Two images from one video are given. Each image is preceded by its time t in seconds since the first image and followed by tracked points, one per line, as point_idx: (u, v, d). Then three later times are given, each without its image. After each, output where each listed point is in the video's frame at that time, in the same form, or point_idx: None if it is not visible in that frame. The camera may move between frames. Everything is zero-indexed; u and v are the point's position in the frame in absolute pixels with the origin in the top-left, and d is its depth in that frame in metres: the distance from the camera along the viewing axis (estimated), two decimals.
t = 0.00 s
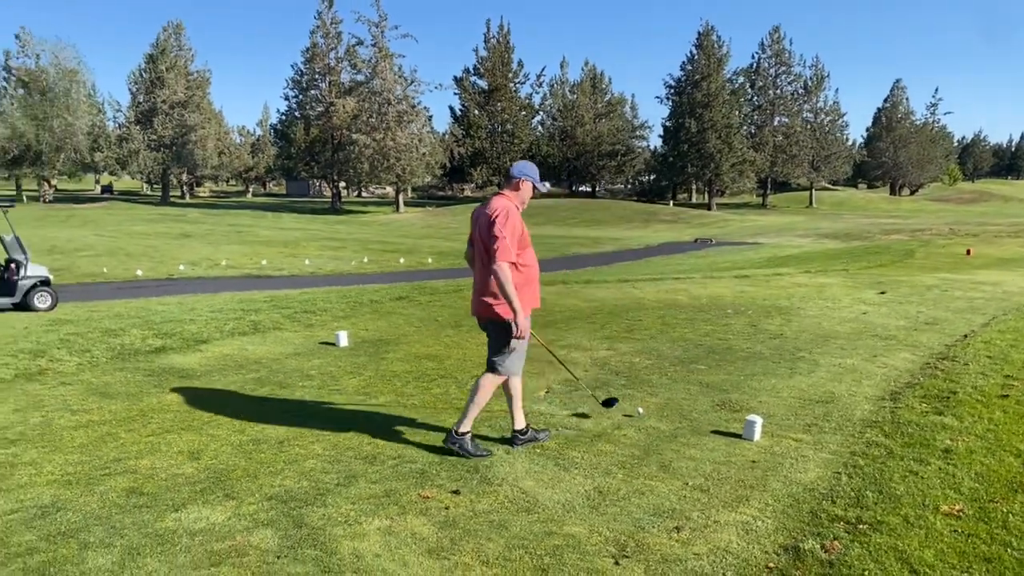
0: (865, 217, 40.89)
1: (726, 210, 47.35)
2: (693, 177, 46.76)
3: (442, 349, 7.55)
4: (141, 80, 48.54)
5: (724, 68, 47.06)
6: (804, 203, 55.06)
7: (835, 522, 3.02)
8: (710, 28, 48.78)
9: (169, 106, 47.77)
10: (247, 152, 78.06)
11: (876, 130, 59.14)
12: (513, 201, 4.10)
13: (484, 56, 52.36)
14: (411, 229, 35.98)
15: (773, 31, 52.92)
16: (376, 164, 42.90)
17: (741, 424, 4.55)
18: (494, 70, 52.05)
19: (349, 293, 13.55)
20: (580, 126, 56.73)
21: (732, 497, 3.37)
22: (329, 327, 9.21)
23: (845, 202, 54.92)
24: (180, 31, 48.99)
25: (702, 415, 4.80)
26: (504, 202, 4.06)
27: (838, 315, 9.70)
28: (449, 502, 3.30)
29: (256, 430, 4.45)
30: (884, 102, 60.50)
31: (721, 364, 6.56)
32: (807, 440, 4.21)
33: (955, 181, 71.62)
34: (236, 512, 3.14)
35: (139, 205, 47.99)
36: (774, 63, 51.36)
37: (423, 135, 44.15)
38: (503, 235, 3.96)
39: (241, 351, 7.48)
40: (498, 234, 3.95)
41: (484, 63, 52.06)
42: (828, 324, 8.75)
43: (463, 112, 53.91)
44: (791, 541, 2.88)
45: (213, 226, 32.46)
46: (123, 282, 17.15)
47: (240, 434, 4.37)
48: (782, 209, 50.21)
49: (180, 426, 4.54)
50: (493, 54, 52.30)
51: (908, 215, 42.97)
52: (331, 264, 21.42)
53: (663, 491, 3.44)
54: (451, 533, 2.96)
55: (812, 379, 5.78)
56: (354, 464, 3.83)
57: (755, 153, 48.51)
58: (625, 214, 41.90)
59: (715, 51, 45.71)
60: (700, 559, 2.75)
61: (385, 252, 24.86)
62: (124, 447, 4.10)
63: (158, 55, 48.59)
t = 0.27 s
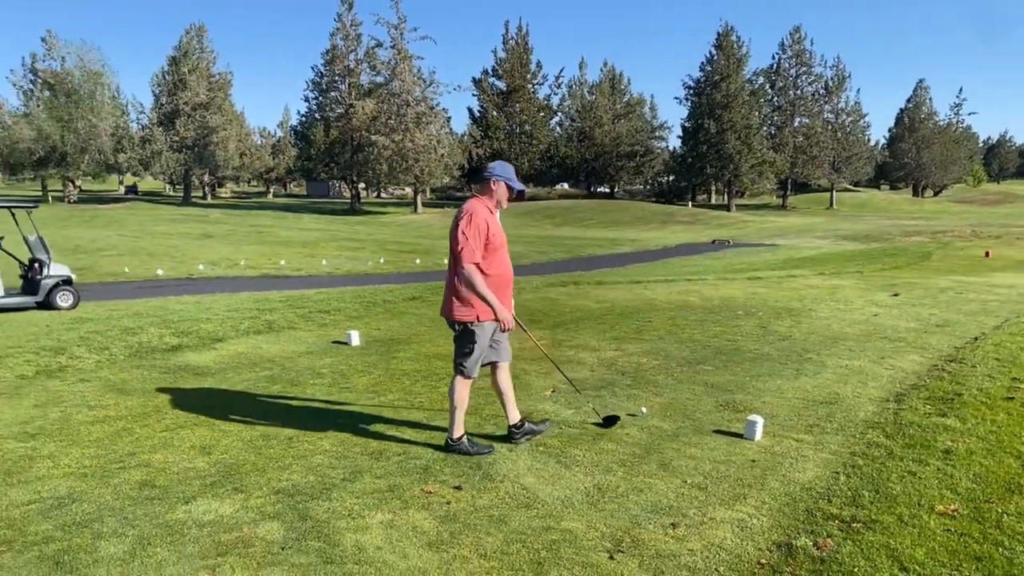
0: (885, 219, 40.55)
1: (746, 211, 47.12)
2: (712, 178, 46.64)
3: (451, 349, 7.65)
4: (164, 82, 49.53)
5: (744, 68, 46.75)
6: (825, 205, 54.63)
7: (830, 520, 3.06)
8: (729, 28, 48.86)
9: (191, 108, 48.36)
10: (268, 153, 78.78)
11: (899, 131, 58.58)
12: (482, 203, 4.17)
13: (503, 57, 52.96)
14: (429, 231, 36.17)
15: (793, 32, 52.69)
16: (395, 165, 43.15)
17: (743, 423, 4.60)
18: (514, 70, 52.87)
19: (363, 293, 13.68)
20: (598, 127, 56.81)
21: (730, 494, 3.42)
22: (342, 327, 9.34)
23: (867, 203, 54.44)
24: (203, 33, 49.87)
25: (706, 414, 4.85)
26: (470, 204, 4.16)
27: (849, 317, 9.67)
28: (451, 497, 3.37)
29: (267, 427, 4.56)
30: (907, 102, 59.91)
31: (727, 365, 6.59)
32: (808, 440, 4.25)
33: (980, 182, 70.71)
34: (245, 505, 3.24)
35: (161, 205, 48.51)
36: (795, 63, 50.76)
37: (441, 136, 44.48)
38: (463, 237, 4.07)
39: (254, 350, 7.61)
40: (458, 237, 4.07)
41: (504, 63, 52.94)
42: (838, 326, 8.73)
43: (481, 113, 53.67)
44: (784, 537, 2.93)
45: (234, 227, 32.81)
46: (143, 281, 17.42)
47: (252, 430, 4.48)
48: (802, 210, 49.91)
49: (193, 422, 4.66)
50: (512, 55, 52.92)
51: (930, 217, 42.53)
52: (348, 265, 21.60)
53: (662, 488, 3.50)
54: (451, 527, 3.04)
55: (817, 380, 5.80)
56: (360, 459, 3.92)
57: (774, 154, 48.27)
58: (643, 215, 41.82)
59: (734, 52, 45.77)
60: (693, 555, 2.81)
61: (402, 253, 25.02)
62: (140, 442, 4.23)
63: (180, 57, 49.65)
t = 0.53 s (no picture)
0: (909, 219, 40.06)
1: (767, 211, 46.78)
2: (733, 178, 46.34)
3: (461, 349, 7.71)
4: (190, 84, 50.96)
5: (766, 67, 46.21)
6: (847, 205, 54.06)
7: (827, 521, 3.08)
8: (751, 27, 48.32)
9: (214, 108, 49.24)
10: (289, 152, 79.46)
11: (923, 130, 57.85)
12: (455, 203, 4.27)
13: (523, 57, 52.91)
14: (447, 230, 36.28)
15: (816, 30, 52.44)
16: (414, 165, 43.36)
17: (746, 425, 4.61)
18: (532, 70, 52.38)
19: (378, 292, 13.78)
20: (618, 126, 56.64)
21: (729, 494, 3.45)
22: (355, 326, 9.44)
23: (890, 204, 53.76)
24: (225, 34, 50.88)
25: (711, 415, 4.87)
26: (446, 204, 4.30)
27: (862, 318, 9.60)
28: (452, 495, 3.44)
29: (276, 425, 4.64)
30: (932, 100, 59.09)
31: (735, 366, 6.59)
32: (810, 441, 4.26)
33: (1006, 182, 69.59)
34: (252, 500, 3.32)
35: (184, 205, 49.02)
36: (817, 62, 50.58)
37: (460, 137, 44.82)
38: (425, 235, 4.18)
39: (268, 349, 7.73)
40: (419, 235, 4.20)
41: (523, 63, 52.46)
42: (849, 328, 8.68)
43: (500, 112, 53.84)
44: (779, 537, 2.96)
45: (255, 226, 33.14)
46: (164, 280, 17.67)
47: (261, 428, 4.56)
48: (823, 210, 49.48)
49: (205, 419, 4.76)
50: (532, 55, 52.73)
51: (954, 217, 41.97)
52: (366, 264, 21.74)
53: (661, 489, 3.54)
54: (451, 524, 3.09)
55: (825, 381, 5.78)
56: (365, 457, 3.99)
57: (796, 154, 47.84)
58: (662, 215, 41.66)
59: (756, 50, 45.16)
60: (689, 554, 2.84)
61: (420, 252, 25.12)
62: (153, 438, 4.34)
63: (204, 58, 50.70)
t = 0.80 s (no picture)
0: (933, 218, 39.49)
1: (788, 210, 46.34)
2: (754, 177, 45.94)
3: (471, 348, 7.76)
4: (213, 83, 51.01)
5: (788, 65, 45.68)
6: (870, 204, 53.42)
7: (826, 523, 3.08)
8: (773, 25, 47.63)
9: (236, 107, 49.56)
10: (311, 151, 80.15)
11: (950, 128, 56.98)
12: (447, 204, 4.36)
13: (543, 56, 53.03)
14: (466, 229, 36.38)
15: (840, 28, 52.31)
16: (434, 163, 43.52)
17: (750, 425, 4.61)
18: (553, 68, 52.51)
19: (393, 291, 13.87)
20: (639, 125, 56.08)
21: (729, 496, 3.45)
22: (368, 325, 9.54)
23: (913, 204, 53.12)
24: (248, 34, 50.99)
25: (716, 416, 4.88)
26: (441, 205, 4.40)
27: (875, 319, 9.51)
28: (454, 493, 3.48)
29: (284, 421, 4.71)
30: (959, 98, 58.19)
31: (744, 367, 6.57)
32: (815, 443, 4.25)
33: None
34: (258, 495, 3.38)
35: (207, 203, 49.54)
36: (841, 59, 50.18)
37: (480, 135, 45.43)
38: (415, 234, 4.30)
39: (282, 346, 7.83)
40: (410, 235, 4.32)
41: (543, 61, 52.74)
42: (862, 328, 8.61)
43: (519, 111, 54.32)
44: (777, 539, 2.97)
45: (276, 225, 33.47)
46: (185, 278, 17.92)
47: (269, 425, 4.63)
48: (845, 209, 48.95)
49: (216, 416, 4.84)
50: (552, 54, 52.88)
51: (980, 217, 41.33)
52: (383, 263, 21.87)
53: (661, 489, 3.56)
54: (452, 521, 3.14)
55: (833, 384, 5.74)
56: (371, 455, 4.05)
57: (818, 152, 47.31)
58: (682, 214, 41.45)
59: (778, 48, 44.58)
60: (686, 554, 2.86)
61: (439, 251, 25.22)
62: (164, 433, 4.43)
63: (226, 57, 50.30)
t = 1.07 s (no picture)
0: (958, 217, 38.92)
1: (809, 209, 45.88)
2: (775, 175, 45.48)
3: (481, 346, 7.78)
4: (235, 82, 51.11)
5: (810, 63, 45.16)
6: (892, 203, 52.76)
7: (825, 524, 3.07)
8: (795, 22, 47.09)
9: (257, 105, 49.53)
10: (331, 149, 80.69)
11: (976, 126, 56.12)
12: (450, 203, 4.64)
13: (562, 54, 52.91)
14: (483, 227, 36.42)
15: (863, 25, 51.95)
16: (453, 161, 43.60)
17: (754, 426, 4.59)
18: (572, 66, 52.43)
19: (407, 289, 13.94)
20: (659, 123, 55.85)
21: (728, 496, 3.44)
22: (379, 323, 9.59)
23: (937, 203, 52.49)
24: (269, 33, 51.73)
25: (721, 416, 4.86)
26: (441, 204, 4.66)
27: (889, 320, 9.39)
28: (454, 490, 3.50)
29: (289, 418, 4.76)
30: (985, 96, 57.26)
31: (752, 367, 6.53)
32: (819, 444, 4.22)
33: None
34: (259, 491, 3.42)
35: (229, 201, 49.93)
36: (864, 57, 49.68)
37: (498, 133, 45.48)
38: (413, 230, 4.60)
39: (292, 344, 7.90)
40: (409, 231, 4.63)
41: (562, 60, 52.64)
42: (875, 330, 8.51)
43: (539, 110, 54.11)
44: (774, 540, 2.96)
45: (295, 223, 33.74)
46: (203, 275, 18.11)
47: (276, 421, 4.68)
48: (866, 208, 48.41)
49: (223, 412, 4.90)
50: (571, 53, 52.83)
51: (1005, 216, 40.67)
52: (399, 261, 21.96)
53: (661, 488, 3.56)
54: (449, 519, 3.16)
55: (842, 385, 5.69)
56: (373, 452, 4.08)
57: (841, 150, 46.78)
58: (702, 212, 41.21)
59: (800, 46, 44.23)
60: (681, 554, 2.86)
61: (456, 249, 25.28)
62: (173, 429, 4.49)
63: (248, 56, 50.64)
